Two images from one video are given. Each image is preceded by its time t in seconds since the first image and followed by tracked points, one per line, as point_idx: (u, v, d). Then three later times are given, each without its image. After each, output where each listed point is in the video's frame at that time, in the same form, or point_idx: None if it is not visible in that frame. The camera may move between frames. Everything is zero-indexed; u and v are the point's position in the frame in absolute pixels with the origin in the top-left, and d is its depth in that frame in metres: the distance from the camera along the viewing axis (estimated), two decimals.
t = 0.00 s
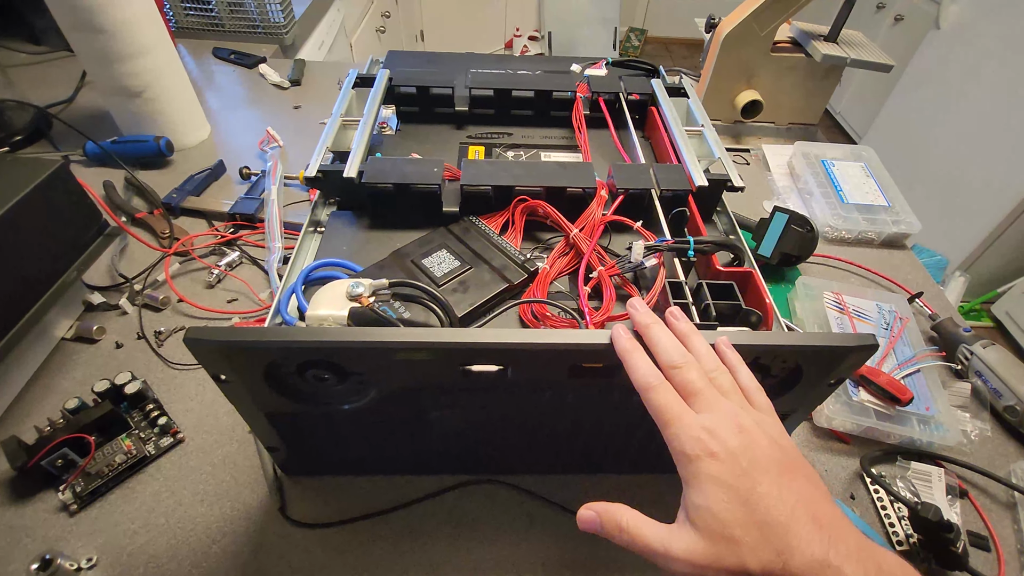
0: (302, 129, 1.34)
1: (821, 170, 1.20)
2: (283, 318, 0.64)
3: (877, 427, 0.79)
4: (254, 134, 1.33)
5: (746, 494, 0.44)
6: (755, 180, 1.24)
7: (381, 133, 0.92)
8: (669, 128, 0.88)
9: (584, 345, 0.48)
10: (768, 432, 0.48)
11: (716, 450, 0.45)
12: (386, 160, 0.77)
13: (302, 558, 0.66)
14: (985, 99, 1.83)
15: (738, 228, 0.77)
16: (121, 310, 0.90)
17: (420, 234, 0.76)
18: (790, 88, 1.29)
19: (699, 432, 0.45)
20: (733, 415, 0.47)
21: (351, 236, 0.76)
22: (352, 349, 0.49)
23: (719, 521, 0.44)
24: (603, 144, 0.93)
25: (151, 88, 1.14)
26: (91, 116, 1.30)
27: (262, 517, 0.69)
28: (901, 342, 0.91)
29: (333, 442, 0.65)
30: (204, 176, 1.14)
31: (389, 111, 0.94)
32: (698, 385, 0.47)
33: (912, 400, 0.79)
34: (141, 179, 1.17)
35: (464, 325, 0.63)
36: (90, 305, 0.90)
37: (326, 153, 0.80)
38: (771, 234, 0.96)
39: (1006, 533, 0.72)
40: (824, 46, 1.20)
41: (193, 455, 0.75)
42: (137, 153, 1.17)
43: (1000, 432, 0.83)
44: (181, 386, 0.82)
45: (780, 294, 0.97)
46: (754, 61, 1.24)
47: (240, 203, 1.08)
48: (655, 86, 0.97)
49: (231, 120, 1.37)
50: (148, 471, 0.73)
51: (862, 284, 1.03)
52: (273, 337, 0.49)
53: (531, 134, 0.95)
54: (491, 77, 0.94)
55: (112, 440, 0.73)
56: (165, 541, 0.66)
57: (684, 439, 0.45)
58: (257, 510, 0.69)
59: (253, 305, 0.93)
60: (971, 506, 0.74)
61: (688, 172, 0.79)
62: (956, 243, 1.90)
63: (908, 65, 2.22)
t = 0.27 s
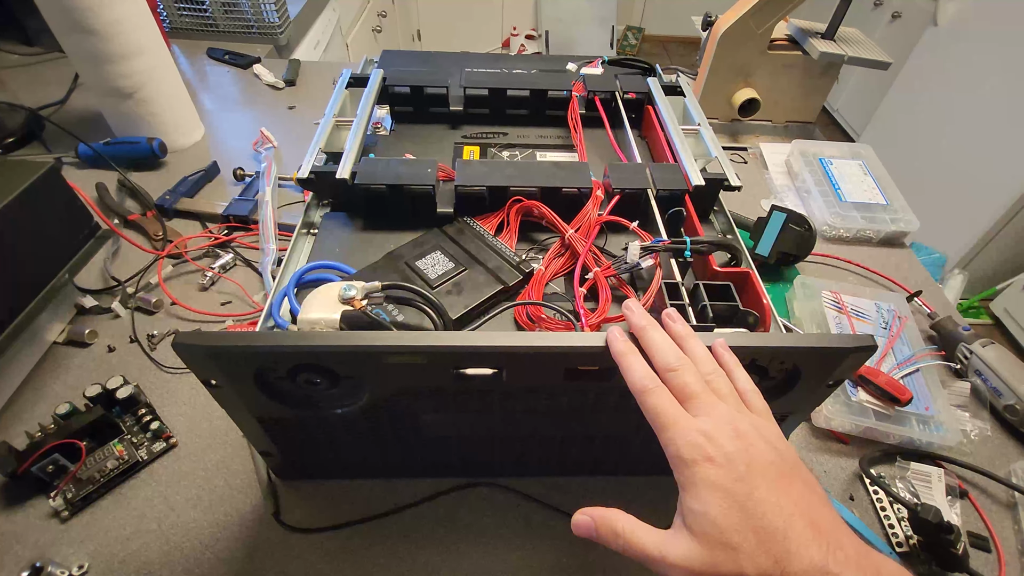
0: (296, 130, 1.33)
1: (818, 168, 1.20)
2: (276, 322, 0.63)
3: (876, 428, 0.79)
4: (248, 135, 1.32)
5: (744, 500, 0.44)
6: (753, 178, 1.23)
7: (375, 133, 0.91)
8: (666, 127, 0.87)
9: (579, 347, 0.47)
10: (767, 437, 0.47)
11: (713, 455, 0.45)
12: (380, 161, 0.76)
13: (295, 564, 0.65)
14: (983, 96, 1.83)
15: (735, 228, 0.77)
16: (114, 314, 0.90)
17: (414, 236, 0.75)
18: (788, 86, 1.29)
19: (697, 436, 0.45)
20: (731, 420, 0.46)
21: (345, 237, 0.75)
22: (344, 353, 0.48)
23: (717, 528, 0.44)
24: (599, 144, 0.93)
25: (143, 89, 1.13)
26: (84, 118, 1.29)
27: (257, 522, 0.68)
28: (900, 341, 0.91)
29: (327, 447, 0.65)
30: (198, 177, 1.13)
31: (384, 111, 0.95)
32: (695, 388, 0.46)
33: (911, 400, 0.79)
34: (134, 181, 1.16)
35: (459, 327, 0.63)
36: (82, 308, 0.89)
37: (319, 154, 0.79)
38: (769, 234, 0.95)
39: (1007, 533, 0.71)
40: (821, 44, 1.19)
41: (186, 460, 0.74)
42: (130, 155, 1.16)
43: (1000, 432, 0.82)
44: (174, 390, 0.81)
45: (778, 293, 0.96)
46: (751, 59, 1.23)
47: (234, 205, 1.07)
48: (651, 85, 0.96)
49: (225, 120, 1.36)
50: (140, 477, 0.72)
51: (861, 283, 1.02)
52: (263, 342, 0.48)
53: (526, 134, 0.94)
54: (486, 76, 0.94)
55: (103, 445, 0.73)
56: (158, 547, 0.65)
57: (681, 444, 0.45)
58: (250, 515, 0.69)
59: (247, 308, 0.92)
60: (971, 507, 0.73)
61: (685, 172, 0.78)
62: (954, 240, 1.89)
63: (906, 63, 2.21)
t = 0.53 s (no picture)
0: (294, 130, 1.33)
1: (818, 166, 1.19)
2: (274, 323, 0.62)
3: (877, 427, 0.78)
4: (246, 135, 1.31)
5: (743, 502, 0.44)
6: (752, 177, 1.23)
7: (373, 132, 0.91)
8: (665, 126, 0.87)
9: (578, 348, 0.47)
10: (766, 438, 0.47)
11: (713, 457, 0.44)
12: (378, 161, 0.76)
13: (294, 566, 0.65)
14: (983, 93, 1.83)
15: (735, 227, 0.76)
16: (112, 315, 0.89)
17: (412, 236, 0.75)
18: (787, 84, 1.28)
19: (696, 437, 0.45)
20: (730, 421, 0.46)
21: (343, 238, 0.75)
22: (341, 355, 0.48)
23: (715, 529, 0.43)
24: (598, 143, 0.92)
25: (140, 89, 1.13)
26: (81, 119, 1.28)
27: (256, 523, 0.68)
28: (900, 340, 0.90)
29: (325, 449, 0.64)
30: (196, 178, 1.13)
31: (382, 111, 0.95)
32: (694, 389, 0.46)
33: (912, 399, 0.79)
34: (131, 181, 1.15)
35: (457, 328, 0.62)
36: (80, 310, 0.89)
37: (316, 154, 0.79)
38: (769, 233, 0.95)
39: (1008, 532, 0.71)
40: (821, 42, 1.19)
41: (184, 462, 0.74)
42: (127, 156, 1.15)
43: (1001, 430, 0.82)
44: (172, 392, 0.81)
45: (778, 292, 0.96)
46: (750, 57, 1.23)
47: (232, 205, 1.06)
48: (650, 83, 0.96)
49: (222, 121, 1.36)
50: (138, 479, 0.72)
51: (861, 282, 1.02)
52: (260, 344, 0.47)
53: (525, 133, 0.94)
54: (485, 75, 0.93)
55: (101, 448, 0.72)
56: (156, 550, 0.65)
57: (681, 446, 0.45)
58: (249, 517, 0.68)
59: (245, 309, 0.92)
60: (972, 505, 0.73)
61: (684, 170, 0.78)
62: (953, 238, 1.89)
63: (905, 60, 2.21)
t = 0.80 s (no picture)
0: (293, 130, 1.33)
1: (818, 166, 1.19)
2: (272, 325, 0.62)
3: (878, 427, 0.78)
4: (244, 136, 1.31)
5: (744, 505, 0.44)
6: (752, 176, 1.23)
7: (372, 133, 0.91)
8: (664, 125, 0.87)
9: (578, 349, 0.47)
10: (767, 440, 0.47)
11: (713, 459, 0.44)
12: (376, 161, 0.75)
13: (292, 568, 0.64)
14: (982, 91, 1.82)
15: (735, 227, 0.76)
16: (110, 317, 0.89)
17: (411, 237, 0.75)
18: (786, 83, 1.28)
19: (696, 439, 0.45)
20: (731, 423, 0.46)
21: (342, 239, 0.74)
22: (339, 357, 0.48)
23: (715, 532, 0.43)
24: (597, 143, 0.92)
25: (138, 90, 1.13)
26: (79, 119, 1.28)
27: (255, 525, 0.68)
28: (901, 339, 0.90)
29: (324, 450, 0.64)
30: (194, 179, 1.12)
31: (380, 111, 0.95)
32: (695, 390, 0.46)
33: (913, 398, 0.78)
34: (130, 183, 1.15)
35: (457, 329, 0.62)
36: (78, 311, 0.89)
37: (315, 154, 0.79)
38: (769, 232, 0.95)
39: (1009, 532, 0.71)
40: (820, 41, 1.18)
41: (183, 464, 0.73)
42: (126, 156, 1.15)
43: (1002, 430, 0.82)
44: (171, 394, 0.80)
45: (778, 292, 0.96)
46: (749, 56, 1.23)
47: (231, 206, 1.06)
48: (650, 83, 0.96)
49: (220, 121, 1.35)
50: (137, 481, 0.72)
51: (861, 281, 1.02)
52: (258, 345, 0.47)
53: (524, 133, 0.94)
54: (483, 75, 0.93)
55: (99, 450, 0.72)
56: (155, 552, 0.65)
57: (680, 447, 0.44)
58: (248, 519, 0.68)
59: (244, 310, 0.92)
60: (973, 505, 0.73)
61: (684, 170, 0.78)
62: (953, 237, 1.89)
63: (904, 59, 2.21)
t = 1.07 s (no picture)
0: (291, 130, 1.33)
1: (817, 165, 1.19)
2: (271, 324, 0.62)
3: (877, 425, 0.78)
4: (243, 136, 1.31)
5: (743, 505, 0.44)
6: (751, 175, 1.23)
7: (370, 132, 0.91)
8: (663, 125, 0.87)
9: (577, 349, 0.47)
10: (767, 440, 0.47)
11: (712, 459, 0.44)
12: (374, 161, 0.75)
13: (291, 569, 0.64)
14: (982, 90, 1.82)
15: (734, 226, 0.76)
16: (108, 317, 0.89)
17: (409, 237, 0.75)
18: (785, 81, 1.28)
19: (696, 438, 0.44)
20: (731, 423, 0.46)
21: (340, 239, 0.74)
22: (338, 357, 0.48)
23: (714, 532, 0.43)
24: (596, 142, 0.92)
25: (137, 90, 1.12)
26: (78, 120, 1.28)
27: (254, 525, 0.68)
28: (901, 338, 0.90)
29: (322, 451, 0.64)
30: (193, 179, 1.12)
31: (378, 111, 0.95)
32: (694, 391, 0.46)
33: (913, 397, 0.78)
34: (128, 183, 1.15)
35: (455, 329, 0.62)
36: (76, 312, 0.89)
37: (313, 154, 0.79)
38: (768, 231, 0.95)
39: (1010, 531, 0.71)
40: (820, 39, 1.18)
41: (182, 464, 0.73)
42: (124, 156, 1.15)
43: (1002, 429, 0.82)
44: (169, 395, 0.80)
45: (778, 291, 0.96)
46: (748, 55, 1.22)
47: (229, 206, 1.06)
48: (648, 82, 0.96)
49: (219, 121, 1.35)
50: (135, 482, 0.71)
51: (861, 280, 1.02)
52: (256, 346, 0.47)
53: (522, 133, 0.93)
54: (482, 74, 0.93)
55: (98, 451, 0.72)
56: (154, 553, 0.65)
57: (679, 447, 0.44)
58: (246, 520, 0.68)
59: (242, 310, 0.92)
60: (973, 504, 0.73)
61: (683, 169, 0.78)
62: (952, 236, 1.89)
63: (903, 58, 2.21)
